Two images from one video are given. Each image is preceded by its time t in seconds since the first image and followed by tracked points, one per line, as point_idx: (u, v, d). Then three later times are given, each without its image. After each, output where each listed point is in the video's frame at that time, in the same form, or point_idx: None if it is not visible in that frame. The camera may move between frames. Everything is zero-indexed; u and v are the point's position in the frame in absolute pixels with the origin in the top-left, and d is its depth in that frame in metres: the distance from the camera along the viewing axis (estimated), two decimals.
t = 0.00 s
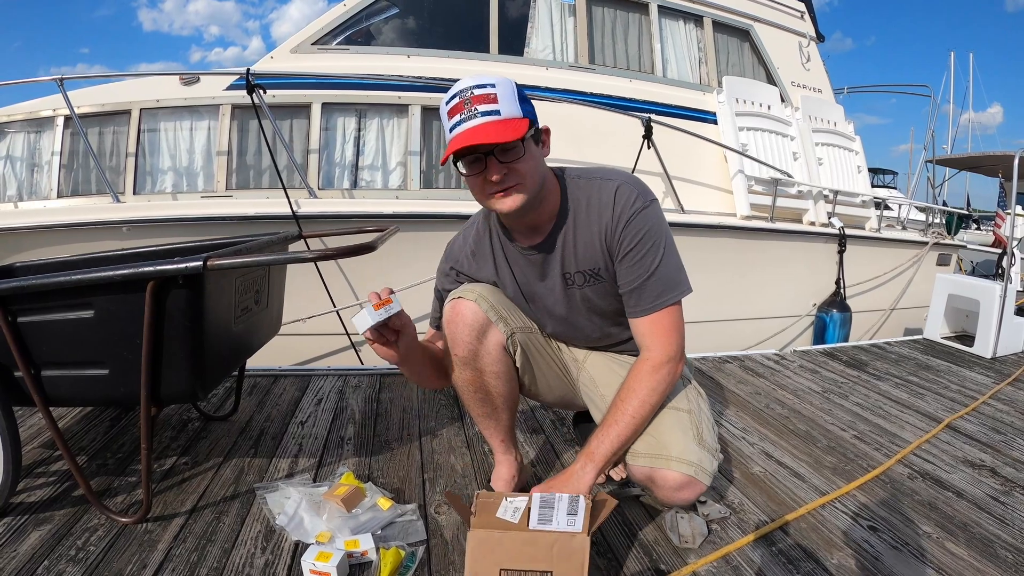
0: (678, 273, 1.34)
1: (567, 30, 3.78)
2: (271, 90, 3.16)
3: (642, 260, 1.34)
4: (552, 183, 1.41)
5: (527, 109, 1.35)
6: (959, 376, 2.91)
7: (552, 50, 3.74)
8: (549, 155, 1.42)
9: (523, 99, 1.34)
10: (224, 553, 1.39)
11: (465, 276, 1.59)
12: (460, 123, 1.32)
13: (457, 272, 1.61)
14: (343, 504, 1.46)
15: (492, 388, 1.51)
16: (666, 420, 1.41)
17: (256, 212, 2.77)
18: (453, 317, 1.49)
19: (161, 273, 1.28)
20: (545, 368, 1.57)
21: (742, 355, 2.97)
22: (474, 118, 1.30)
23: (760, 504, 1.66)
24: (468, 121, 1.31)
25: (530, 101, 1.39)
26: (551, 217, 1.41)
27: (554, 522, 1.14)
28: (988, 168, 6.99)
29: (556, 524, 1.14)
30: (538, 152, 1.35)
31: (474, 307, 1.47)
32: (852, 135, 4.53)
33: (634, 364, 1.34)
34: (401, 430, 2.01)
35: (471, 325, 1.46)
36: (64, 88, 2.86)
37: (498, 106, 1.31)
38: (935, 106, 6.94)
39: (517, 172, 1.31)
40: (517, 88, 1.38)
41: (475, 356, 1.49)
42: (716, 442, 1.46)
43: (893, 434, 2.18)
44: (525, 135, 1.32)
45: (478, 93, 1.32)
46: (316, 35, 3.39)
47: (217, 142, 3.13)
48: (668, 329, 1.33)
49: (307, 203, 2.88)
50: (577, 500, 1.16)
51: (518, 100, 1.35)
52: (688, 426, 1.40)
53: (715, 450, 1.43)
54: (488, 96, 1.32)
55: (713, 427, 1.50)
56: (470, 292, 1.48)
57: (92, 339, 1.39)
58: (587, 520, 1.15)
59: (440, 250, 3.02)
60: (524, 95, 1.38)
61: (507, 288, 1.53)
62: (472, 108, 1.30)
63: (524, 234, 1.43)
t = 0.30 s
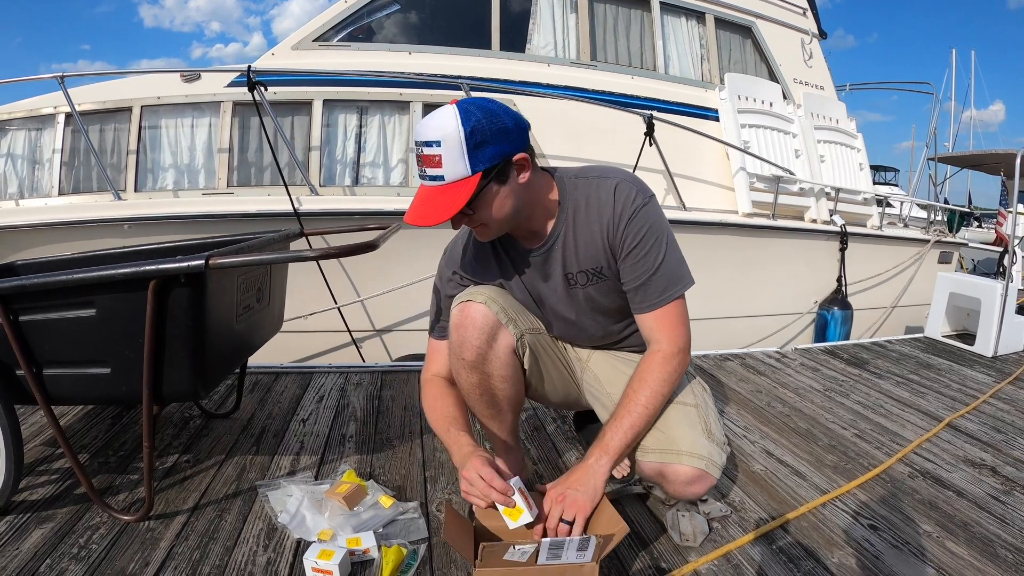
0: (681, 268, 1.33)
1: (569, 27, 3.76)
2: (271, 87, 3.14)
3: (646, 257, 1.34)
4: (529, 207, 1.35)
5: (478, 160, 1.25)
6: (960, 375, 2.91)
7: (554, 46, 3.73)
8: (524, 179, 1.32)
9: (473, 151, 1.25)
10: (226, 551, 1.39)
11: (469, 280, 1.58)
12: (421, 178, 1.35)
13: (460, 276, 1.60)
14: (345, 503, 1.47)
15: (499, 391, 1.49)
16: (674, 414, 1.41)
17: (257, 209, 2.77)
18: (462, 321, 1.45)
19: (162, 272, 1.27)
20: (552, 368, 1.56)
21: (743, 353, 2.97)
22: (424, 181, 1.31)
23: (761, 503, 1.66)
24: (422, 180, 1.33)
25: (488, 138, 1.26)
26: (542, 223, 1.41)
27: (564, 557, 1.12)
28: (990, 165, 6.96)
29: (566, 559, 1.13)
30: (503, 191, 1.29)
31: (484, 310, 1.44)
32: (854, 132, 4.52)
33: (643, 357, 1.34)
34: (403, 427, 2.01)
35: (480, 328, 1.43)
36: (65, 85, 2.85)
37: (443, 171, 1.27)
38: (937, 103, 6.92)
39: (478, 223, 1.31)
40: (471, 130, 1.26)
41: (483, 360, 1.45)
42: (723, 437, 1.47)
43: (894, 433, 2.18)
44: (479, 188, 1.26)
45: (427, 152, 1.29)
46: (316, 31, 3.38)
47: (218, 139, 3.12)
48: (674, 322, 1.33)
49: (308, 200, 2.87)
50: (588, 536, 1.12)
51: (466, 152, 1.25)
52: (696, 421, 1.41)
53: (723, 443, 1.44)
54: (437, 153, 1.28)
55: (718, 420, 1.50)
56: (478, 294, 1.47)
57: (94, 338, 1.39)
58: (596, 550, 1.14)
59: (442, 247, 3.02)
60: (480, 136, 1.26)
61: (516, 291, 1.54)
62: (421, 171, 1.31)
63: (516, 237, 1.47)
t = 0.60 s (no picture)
0: (688, 273, 1.36)
1: (570, 25, 3.75)
2: (272, 85, 3.14)
3: (654, 261, 1.35)
4: (525, 217, 1.35)
5: (468, 176, 1.26)
6: (961, 374, 2.91)
7: (555, 45, 3.72)
8: (519, 191, 1.31)
9: (464, 167, 1.25)
10: (228, 549, 1.39)
11: (468, 283, 1.58)
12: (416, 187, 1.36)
13: (459, 279, 1.60)
14: (347, 501, 1.47)
15: (497, 392, 1.49)
16: (678, 411, 1.42)
17: (258, 208, 2.77)
18: (458, 323, 1.45)
19: (164, 272, 1.28)
20: (550, 369, 1.56)
21: (744, 352, 2.97)
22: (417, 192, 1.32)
23: (762, 502, 1.67)
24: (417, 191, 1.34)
25: (480, 153, 1.26)
26: (541, 230, 1.40)
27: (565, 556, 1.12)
28: (991, 164, 6.96)
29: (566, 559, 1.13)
30: (495, 206, 1.29)
31: (480, 312, 1.44)
32: (855, 131, 4.52)
33: (651, 355, 1.36)
34: (404, 426, 2.01)
35: (477, 330, 1.44)
36: (66, 83, 2.85)
37: (433, 185, 1.28)
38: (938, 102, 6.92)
39: (472, 233, 1.33)
40: (461, 145, 1.25)
41: (481, 361, 1.45)
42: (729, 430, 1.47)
43: (894, 432, 2.18)
44: (470, 202, 1.27)
45: (420, 165, 1.30)
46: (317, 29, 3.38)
47: (219, 137, 3.12)
48: (681, 325, 1.35)
49: (309, 198, 2.88)
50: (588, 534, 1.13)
51: (456, 168, 1.25)
52: (700, 416, 1.41)
53: (728, 436, 1.44)
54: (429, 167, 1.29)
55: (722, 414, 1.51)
56: (474, 297, 1.47)
57: (96, 337, 1.39)
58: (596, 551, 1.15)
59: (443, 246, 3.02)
60: (471, 152, 1.25)
61: (515, 295, 1.53)
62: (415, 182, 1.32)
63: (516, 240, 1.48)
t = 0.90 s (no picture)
0: (685, 279, 1.36)
1: (569, 26, 3.76)
2: (272, 85, 3.15)
3: (650, 267, 1.35)
4: (528, 216, 1.35)
5: (475, 174, 1.25)
6: (960, 374, 2.91)
7: (554, 45, 3.73)
8: (524, 190, 1.31)
9: (471, 164, 1.25)
10: (227, 549, 1.39)
11: (462, 279, 1.59)
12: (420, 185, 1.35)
13: (454, 275, 1.61)
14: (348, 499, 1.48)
15: (491, 386, 1.49)
16: (668, 404, 1.43)
17: (258, 208, 2.78)
18: (452, 317, 1.46)
19: (163, 272, 1.28)
20: (544, 364, 1.56)
21: (743, 352, 2.97)
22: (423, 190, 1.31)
23: (761, 501, 1.67)
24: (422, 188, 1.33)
25: (487, 152, 1.26)
26: (542, 229, 1.41)
27: (560, 560, 1.13)
28: (990, 165, 6.97)
29: (563, 561, 1.13)
30: (501, 204, 1.29)
31: (473, 307, 1.45)
32: (853, 132, 4.53)
33: (649, 351, 1.37)
34: (403, 426, 2.02)
35: (471, 323, 1.44)
36: (66, 84, 2.86)
37: (439, 183, 1.27)
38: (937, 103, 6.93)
39: (477, 232, 1.32)
40: (469, 144, 1.25)
41: (474, 354, 1.46)
42: (717, 429, 1.47)
43: (893, 432, 2.19)
44: (477, 201, 1.26)
45: (426, 163, 1.29)
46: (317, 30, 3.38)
47: (219, 137, 3.13)
48: (680, 328, 1.36)
49: (308, 199, 2.88)
50: (585, 540, 1.12)
51: (464, 166, 1.25)
52: (690, 412, 1.42)
53: (716, 434, 1.45)
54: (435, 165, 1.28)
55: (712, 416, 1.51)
56: (468, 291, 1.49)
57: (95, 338, 1.39)
58: (594, 552, 1.15)
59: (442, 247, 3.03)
60: (478, 150, 1.25)
61: (507, 290, 1.53)
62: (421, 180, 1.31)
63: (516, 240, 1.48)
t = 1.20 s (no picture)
0: (684, 276, 1.37)
1: (568, 28, 3.77)
2: (271, 87, 3.15)
3: (649, 266, 1.36)
4: (531, 208, 1.35)
5: (481, 164, 1.25)
6: (959, 374, 2.91)
7: (552, 47, 3.74)
8: (527, 181, 1.32)
9: (477, 154, 1.25)
10: (225, 550, 1.39)
11: (462, 276, 1.58)
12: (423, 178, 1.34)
13: (455, 272, 1.60)
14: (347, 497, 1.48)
15: (487, 384, 1.49)
16: (665, 401, 1.42)
17: (257, 209, 2.78)
18: (449, 314, 1.46)
19: (161, 272, 1.28)
20: (542, 364, 1.55)
21: (742, 353, 2.97)
22: (427, 181, 1.31)
23: (760, 501, 1.67)
24: (426, 180, 1.32)
25: (493, 143, 1.26)
26: (546, 222, 1.41)
27: (558, 561, 1.12)
28: (989, 166, 6.98)
29: (561, 561, 1.13)
30: (505, 196, 1.29)
31: (471, 304, 1.45)
32: (851, 133, 4.53)
33: (648, 345, 1.39)
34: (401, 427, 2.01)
35: (468, 321, 1.44)
36: (65, 85, 2.86)
37: (445, 174, 1.27)
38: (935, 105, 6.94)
39: (479, 225, 1.32)
40: (475, 134, 1.25)
41: (471, 352, 1.46)
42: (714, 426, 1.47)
43: (892, 432, 2.19)
44: (481, 192, 1.26)
45: (431, 154, 1.29)
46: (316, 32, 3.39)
47: (218, 138, 3.13)
48: (678, 325, 1.37)
49: (307, 200, 2.88)
50: (583, 539, 1.12)
51: (471, 155, 1.25)
52: (687, 410, 1.41)
53: (715, 432, 1.45)
54: (440, 156, 1.28)
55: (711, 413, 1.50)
56: (467, 289, 1.48)
57: (93, 338, 1.39)
58: (591, 553, 1.15)
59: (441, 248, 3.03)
60: (484, 141, 1.26)
61: (507, 288, 1.54)
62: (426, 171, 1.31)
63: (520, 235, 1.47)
